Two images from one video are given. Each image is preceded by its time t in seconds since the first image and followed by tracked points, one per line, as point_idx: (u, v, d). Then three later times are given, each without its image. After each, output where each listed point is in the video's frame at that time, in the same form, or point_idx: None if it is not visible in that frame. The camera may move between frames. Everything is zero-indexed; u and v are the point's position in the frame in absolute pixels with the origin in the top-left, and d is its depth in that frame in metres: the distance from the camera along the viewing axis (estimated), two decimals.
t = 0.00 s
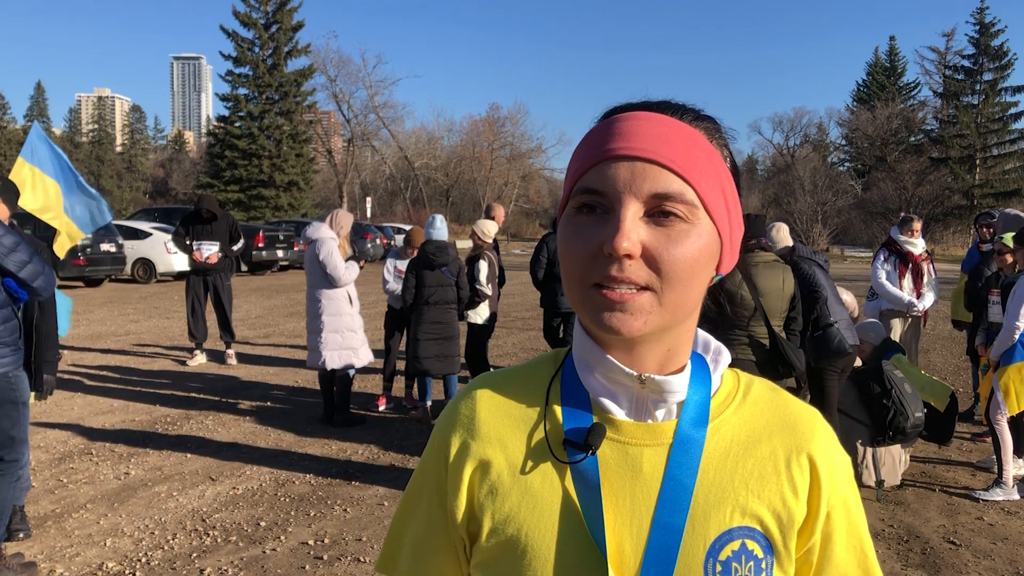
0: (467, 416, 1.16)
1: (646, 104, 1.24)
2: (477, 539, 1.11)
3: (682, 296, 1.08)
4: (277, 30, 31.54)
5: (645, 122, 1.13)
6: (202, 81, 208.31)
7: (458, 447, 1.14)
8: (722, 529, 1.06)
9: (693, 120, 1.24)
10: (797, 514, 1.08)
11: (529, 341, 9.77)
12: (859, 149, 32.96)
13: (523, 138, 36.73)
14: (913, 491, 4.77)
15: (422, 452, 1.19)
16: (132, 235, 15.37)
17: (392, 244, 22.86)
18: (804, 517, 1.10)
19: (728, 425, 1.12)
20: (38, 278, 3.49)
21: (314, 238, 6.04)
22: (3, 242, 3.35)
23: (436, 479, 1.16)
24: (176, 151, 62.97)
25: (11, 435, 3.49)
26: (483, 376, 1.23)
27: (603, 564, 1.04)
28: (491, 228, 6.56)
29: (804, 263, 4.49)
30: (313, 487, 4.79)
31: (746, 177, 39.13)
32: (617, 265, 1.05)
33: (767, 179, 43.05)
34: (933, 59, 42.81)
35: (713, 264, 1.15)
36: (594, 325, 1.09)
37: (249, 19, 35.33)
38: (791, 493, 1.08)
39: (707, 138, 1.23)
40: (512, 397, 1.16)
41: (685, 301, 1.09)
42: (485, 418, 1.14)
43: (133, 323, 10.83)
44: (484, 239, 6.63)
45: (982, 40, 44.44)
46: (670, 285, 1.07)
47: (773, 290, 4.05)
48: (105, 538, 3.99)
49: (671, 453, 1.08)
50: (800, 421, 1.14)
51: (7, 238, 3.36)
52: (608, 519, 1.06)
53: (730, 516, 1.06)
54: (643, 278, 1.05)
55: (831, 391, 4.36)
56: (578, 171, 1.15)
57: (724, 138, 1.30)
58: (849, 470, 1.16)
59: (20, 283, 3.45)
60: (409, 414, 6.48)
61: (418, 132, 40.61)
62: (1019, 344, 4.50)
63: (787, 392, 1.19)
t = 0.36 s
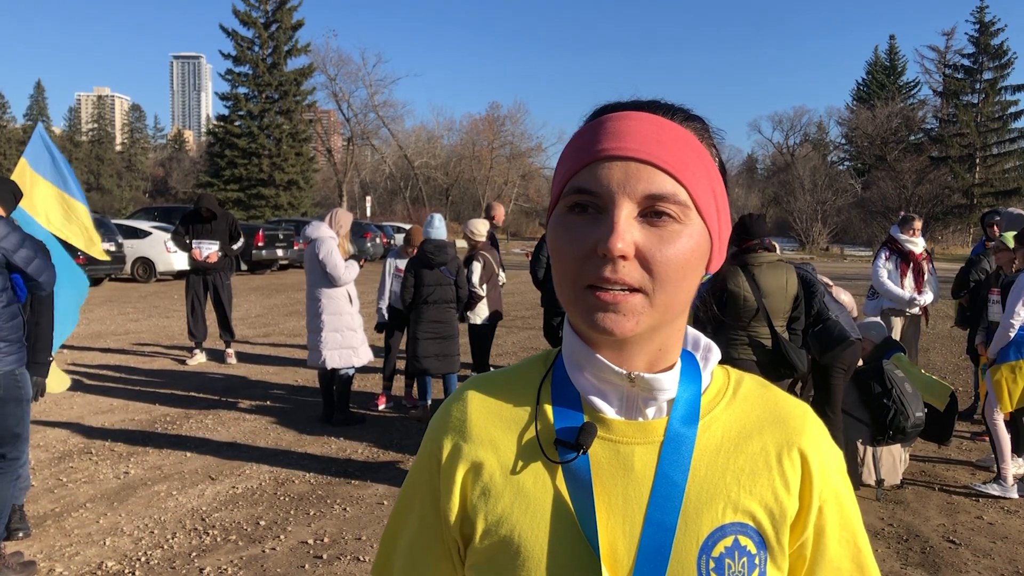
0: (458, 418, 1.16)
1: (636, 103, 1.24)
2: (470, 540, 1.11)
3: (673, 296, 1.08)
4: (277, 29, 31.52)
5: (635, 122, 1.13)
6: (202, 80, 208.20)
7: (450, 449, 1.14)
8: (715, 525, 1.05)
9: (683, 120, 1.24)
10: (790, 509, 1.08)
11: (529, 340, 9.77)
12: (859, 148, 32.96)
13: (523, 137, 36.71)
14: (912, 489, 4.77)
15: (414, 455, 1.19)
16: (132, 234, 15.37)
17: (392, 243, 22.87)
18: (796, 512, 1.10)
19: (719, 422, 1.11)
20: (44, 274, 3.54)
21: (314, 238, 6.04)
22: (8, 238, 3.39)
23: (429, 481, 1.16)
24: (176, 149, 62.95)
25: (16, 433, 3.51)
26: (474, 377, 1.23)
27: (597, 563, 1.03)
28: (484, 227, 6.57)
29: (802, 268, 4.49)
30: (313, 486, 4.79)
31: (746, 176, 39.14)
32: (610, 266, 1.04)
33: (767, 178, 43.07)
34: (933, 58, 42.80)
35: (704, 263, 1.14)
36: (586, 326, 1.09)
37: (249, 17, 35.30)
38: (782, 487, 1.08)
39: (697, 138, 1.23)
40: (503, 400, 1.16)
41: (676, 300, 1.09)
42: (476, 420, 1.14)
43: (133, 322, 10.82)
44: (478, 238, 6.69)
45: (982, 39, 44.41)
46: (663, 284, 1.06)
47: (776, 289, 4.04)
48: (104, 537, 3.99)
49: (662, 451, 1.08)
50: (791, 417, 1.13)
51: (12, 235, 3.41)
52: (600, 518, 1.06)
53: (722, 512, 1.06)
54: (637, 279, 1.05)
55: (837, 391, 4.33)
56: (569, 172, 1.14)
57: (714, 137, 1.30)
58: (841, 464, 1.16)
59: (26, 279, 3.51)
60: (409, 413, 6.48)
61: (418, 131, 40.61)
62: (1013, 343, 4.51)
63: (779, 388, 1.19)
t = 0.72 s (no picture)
0: (455, 420, 1.16)
1: (627, 103, 1.24)
2: (468, 540, 1.11)
3: (666, 295, 1.08)
4: (277, 29, 31.52)
5: (625, 123, 1.13)
6: (202, 79, 208.20)
7: (448, 449, 1.14)
8: (712, 525, 1.06)
9: (673, 118, 1.24)
10: (787, 507, 1.08)
11: (530, 339, 9.77)
12: (859, 147, 32.95)
13: (524, 136, 36.73)
14: (913, 489, 4.77)
15: (413, 456, 1.19)
16: (132, 233, 15.38)
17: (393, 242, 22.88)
18: (794, 510, 1.09)
19: (716, 422, 1.11)
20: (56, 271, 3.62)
21: (315, 237, 6.04)
22: (22, 236, 3.49)
23: (427, 481, 1.16)
24: (176, 149, 62.97)
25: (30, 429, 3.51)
26: (471, 378, 1.23)
27: (593, 562, 1.04)
28: (487, 227, 6.60)
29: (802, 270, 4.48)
30: (314, 485, 4.80)
31: (747, 175, 39.14)
32: (602, 266, 1.04)
33: (767, 178, 43.08)
34: (933, 57, 42.80)
35: (697, 262, 1.14)
36: (579, 326, 1.08)
37: (250, 17, 35.29)
38: (779, 486, 1.08)
39: (688, 137, 1.23)
40: (499, 400, 1.16)
41: (669, 299, 1.09)
42: (473, 421, 1.14)
43: (134, 321, 10.84)
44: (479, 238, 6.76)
45: (983, 37, 44.40)
46: (655, 283, 1.06)
47: (775, 289, 4.03)
48: (105, 536, 3.99)
49: (658, 451, 1.08)
50: (787, 416, 1.13)
51: (26, 233, 3.51)
52: (597, 518, 1.06)
53: (719, 511, 1.06)
54: (628, 278, 1.05)
55: (838, 391, 4.32)
56: (560, 173, 1.14)
57: (705, 135, 1.29)
58: (837, 463, 1.16)
59: (39, 277, 3.58)
60: (409, 413, 6.49)
61: (418, 130, 40.61)
62: (1011, 343, 4.51)
63: (774, 387, 1.19)
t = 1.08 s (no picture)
0: (456, 418, 1.16)
1: (627, 103, 1.24)
2: (468, 540, 1.11)
3: (667, 295, 1.08)
4: (278, 29, 31.52)
5: (625, 122, 1.13)
6: (203, 79, 208.26)
7: (448, 448, 1.14)
8: (712, 524, 1.05)
9: (673, 119, 1.24)
10: (787, 507, 1.08)
11: (530, 339, 9.78)
12: (861, 148, 32.96)
13: (524, 137, 36.72)
14: (914, 489, 4.77)
15: (414, 454, 1.19)
16: (133, 234, 15.40)
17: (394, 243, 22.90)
18: (794, 510, 1.09)
19: (718, 421, 1.11)
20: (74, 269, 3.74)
21: (316, 237, 6.05)
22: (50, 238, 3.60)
23: (427, 481, 1.16)
24: (177, 149, 63.01)
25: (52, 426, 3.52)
26: (472, 378, 1.23)
27: (593, 561, 1.04)
28: (492, 226, 6.62)
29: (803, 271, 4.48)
30: (315, 486, 4.80)
31: (748, 176, 39.14)
32: (603, 267, 1.04)
33: (768, 178, 43.06)
34: (934, 57, 42.80)
35: (697, 261, 1.14)
36: (580, 325, 1.08)
37: (251, 18, 35.30)
38: (779, 486, 1.08)
39: (688, 137, 1.23)
40: (501, 398, 1.16)
41: (671, 298, 1.09)
42: (474, 420, 1.14)
43: (135, 321, 10.85)
44: (484, 237, 6.77)
45: (984, 38, 44.37)
46: (655, 282, 1.06)
47: (773, 288, 4.03)
48: (106, 537, 3.99)
49: (659, 450, 1.08)
50: (787, 416, 1.13)
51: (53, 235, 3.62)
52: (597, 519, 1.06)
53: (720, 511, 1.06)
54: (628, 279, 1.05)
55: (837, 391, 4.32)
56: (561, 172, 1.14)
57: (706, 135, 1.29)
58: (837, 464, 1.16)
59: (62, 277, 3.68)
60: (410, 413, 6.50)
61: (419, 131, 40.62)
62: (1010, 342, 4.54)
63: (775, 387, 1.19)
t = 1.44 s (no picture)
0: (459, 417, 1.16)
1: (630, 105, 1.24)
2: (471, 540, 1.11)
3: (669, 295, 1.08)
4: (279, 31, 31.53)
5: (628, 124, 1.14)
6: (204, 81, 208.36)
7: (450, 449, 1.14)
8: (714, 524, 1.06)
9: (676, 121, 1.24)
10: (789, 507, 1.08)
11: (531, 341, 9.78)
12: (861, 149, 32.98)
13: (525, 138, 36.72)
14: (915, 490, 4.77)
15: (416, 454, 1.19)
16: (134, 235, 15.40)
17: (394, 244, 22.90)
18: (796, 510, 1.10)
19: (720, 421, 1.12)
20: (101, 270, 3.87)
21: (318, 239, 6.06)
22: (86, 239, 3.70)
23: (429, 481, 1.15)
24: (178, 151, 63.09)
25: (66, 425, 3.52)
26: (475, 378, 1.23)
27: (597, 561, 1.04)
28: (495, 228, 6.64)
29: (804, 271, 4.47)
30: (315, 487, 4.80)
31: (749, 177, 39.15)
32: (606, 268, 1.05)
33: (769, 180, 43.07)
34: (935, 59, 42.83)
35: (700, 263, 1.15)
36: (584, 326, 1.09)
37: (252, 19, 35.31)
38: (782, 486, 1.08)
39: (691, 139, 1.23)
40: (505, 399, 1.16)
41: (673, 299, 1.09)
42: (478, 419, 1.14)
43: (136, 323, 10.85)
44: (486, 239, 6.78)
45: (984, 39, 44.38)
46: (657, 284, 1.07)
47: (770, 287, 4.02)
48: (107, 538, 4.00)
49: (662, 450, 1.08)
50: (789, 416, 1.14)
51: (88, 236, 3.73)
52: (600, 518, 1.06)
53: (723, 511, 1.06)
54: (631, 280, 1.05)
55: (837, 392, 4.33)
56: (564, 174, 1.15)
57: (709, 137, 1.30)
58: (839, 465, 1.17)
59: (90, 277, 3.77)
60: (411, 414, 6.50)
61: (420, 132, 40.63)
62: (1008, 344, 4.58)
63: (777, 388, 1.19)
